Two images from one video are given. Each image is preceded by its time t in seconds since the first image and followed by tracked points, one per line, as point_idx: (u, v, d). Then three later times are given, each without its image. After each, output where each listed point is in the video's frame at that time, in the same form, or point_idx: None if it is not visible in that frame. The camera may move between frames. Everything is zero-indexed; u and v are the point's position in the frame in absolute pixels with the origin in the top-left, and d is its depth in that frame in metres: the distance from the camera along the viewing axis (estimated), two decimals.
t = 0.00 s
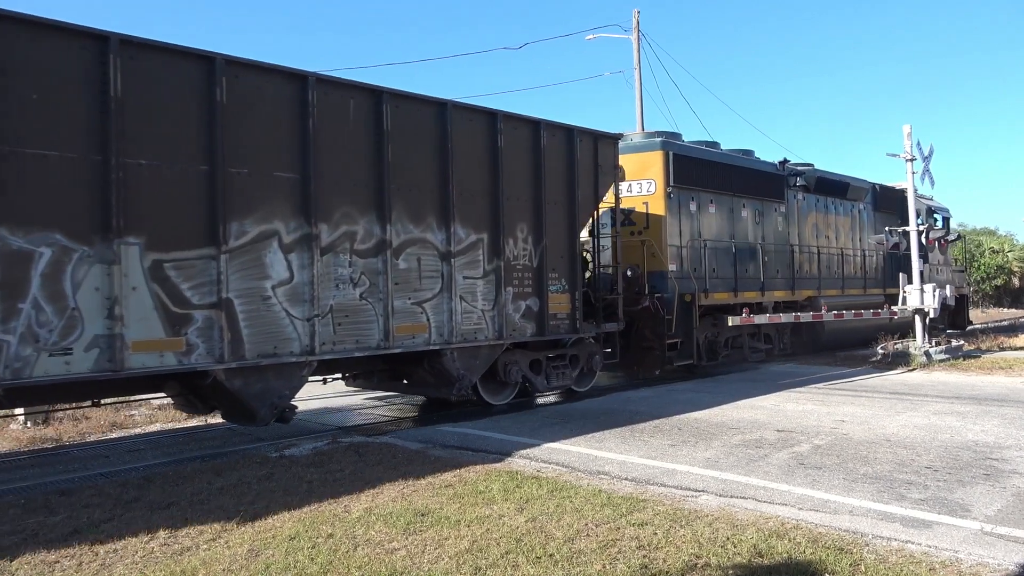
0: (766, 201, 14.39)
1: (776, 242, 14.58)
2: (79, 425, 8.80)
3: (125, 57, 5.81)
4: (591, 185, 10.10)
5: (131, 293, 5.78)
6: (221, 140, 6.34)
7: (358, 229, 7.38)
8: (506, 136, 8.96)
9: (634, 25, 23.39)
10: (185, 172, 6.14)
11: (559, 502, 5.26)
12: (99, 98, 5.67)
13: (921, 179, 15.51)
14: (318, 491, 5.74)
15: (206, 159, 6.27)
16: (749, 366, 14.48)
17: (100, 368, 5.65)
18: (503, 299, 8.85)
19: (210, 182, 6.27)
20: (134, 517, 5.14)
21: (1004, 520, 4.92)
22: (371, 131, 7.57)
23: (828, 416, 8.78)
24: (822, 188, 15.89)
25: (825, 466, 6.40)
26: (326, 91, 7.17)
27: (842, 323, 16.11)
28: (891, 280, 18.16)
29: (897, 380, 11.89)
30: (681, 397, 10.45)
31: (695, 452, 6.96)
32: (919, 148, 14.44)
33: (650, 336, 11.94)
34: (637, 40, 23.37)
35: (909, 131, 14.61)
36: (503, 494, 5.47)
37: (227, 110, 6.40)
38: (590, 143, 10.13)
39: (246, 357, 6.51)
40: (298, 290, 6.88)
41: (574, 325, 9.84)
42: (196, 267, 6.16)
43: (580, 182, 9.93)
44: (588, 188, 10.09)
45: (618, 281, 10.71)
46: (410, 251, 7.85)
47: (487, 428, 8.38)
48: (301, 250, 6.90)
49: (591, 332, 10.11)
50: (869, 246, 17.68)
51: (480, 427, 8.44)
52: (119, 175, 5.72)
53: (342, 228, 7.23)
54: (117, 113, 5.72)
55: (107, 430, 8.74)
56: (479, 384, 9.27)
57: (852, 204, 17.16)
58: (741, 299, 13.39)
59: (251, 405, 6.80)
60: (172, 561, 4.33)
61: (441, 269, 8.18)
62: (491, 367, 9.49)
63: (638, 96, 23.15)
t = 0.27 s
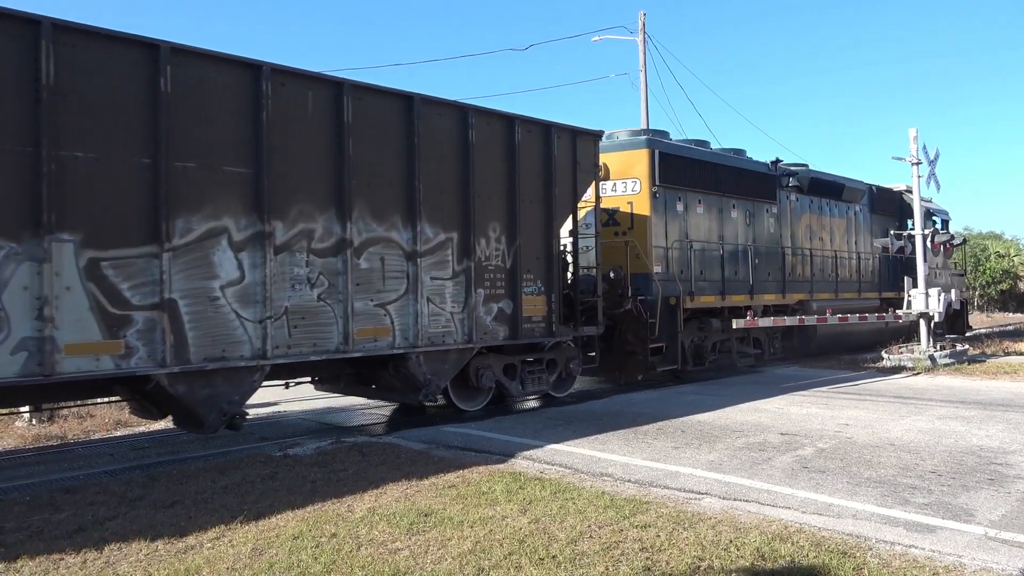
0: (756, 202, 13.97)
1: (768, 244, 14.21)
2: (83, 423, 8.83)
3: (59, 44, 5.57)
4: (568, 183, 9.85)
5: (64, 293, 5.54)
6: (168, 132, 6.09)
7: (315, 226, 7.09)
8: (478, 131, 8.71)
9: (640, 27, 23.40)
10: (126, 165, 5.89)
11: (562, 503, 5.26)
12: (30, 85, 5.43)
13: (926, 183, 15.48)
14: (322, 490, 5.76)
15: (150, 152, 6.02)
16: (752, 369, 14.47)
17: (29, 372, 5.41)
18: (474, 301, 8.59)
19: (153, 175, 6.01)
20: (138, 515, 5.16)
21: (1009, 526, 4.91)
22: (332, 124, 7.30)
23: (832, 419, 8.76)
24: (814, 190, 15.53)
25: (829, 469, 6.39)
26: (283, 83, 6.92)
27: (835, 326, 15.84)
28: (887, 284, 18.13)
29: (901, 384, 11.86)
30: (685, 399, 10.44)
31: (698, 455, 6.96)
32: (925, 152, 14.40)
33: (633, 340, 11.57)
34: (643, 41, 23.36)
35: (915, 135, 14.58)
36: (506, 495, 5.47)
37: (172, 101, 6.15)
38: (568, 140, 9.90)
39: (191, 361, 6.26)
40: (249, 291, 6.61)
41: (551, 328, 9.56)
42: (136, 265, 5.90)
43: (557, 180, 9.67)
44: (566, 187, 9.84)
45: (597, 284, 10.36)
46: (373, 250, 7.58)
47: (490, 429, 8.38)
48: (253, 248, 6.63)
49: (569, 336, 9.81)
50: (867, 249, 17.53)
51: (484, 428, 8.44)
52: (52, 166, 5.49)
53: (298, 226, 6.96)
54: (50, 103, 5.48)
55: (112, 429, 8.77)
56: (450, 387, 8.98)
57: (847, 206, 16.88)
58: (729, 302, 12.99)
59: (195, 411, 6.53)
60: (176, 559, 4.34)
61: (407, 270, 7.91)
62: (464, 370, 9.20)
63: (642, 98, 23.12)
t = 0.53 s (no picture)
0: (743, 203, 13.82)
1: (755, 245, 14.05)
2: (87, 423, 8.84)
3: None
4: (543, 182, 9.58)
5: None
6: (103, 125, 5.80)
7: (266, 225, 6.79)
8: (446, 128, 8.42)
9: (645, 29, 23.41)
10: (57, 159, 5.59)
11: (564, 506, 5.26)
12: None
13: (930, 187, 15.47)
14: (324, 491, 5.77)
15: (83, 145, 5.72)
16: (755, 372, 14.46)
17: None
18: (440, 303, 8.29)
19: (87, 169, 5.72)
20: (141, 515, 5.17)
21: (1012, 531, 4.89)
22: (286, 118, 7.00)
23: (835, 423, 8.75)
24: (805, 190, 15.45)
25: (832, 473, 6.38)
26: (234, 74, 6.63)
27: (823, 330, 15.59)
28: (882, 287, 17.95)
29: (905, 388, 11.83)
30: (687, 402, 10.42)
31: (701, 458, 6.95)
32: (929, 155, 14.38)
33: (613, 344, 11.28)
34: (647, 43, 23.36)
35: (919, 138, 14.56)
36: (508, 497, 5.47)
37: (110, 92, 5.86)
38: (543, 138, 9.63)
39: (128, 366, 5.96)
40: (193, 293, 6.32)
41: (523, 333, 9.29)
42: (68, 265, 5.62)
43: (531, 178, 9.39)
44: (540, 186, 9.56)
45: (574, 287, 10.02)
46: (331, 250, 7.28)
47: (493, 431, 8.37)
48: (198, 247, 6.33)
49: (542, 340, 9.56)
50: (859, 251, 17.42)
51: (486, 430, 8.44)
52: None
53: (248, 224, 6.66)
54: None
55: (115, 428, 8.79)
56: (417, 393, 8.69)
57: (840, 207, 16.84)
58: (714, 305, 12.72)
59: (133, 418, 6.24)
60: (179, 560, 4.35)
61: (367, 271, 7.60)
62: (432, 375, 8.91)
63: (646, 100, 23.12)
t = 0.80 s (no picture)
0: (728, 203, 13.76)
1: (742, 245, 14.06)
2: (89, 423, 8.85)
3: None
4: (512, 180, 9.36)
5: None
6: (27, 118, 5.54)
7: (209, 224, 6.54)
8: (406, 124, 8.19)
9: (647, 31, 23.44)
10: None
11: (566, 508, 5.25)
12: None
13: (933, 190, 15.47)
14: (325, 492, 5.76)
15: (5, 139, 5.47)
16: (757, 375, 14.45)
17: None
18: (402, 306, 8.07)
19: (12, 166, 5.47)
20: (143, 516, 5.17)
21: (1016, 533, 4.88)
22: (234, 112, 6.75)
23: (837, 425, 8.74)
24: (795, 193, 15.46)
25: (835, 475, 6.38)
26: (176, 67, 6.38)
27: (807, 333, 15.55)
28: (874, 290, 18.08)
29: (907, 391, 11.82)
30: (689, 404, 10.41)
31: (703, 460, 6.95)
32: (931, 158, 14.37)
33: (590, 348, 10.92)
34: (649, 45, 23.39)
35: (921, 141, 14.55)
36: (510, 499, 5.46)
37: (39, 85, 5.62)
38: (512, 134, 9.38)
39: (57, 371, 5.71)
40: (129, 295, 6.07)
41: (490, 336, 9.05)
42: None
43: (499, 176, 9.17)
44: (509, 184, 9.32)
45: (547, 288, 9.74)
46: (280, 250, 7.04)
47: (494, 432, 8.37)
48: (135, 247, 6.08)
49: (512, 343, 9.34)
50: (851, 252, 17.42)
51: (488, 431, 8.44)
52: None
53: (190, 223, 6.41)
54: None
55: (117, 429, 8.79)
56: (381, 398, 8.43)
57: (831, 207, 16.83)
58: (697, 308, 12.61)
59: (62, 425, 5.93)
60: (180, 561, 4.35)
61: (320, 272, 7.37)
62: (396, 380, 8.64)
63: (648, 102, 23.13)
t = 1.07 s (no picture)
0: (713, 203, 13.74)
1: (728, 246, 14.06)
2: (90, 425, 8.85)
3: None
4: (485, 176, 8.89)
5: None
6: None
7: (147, 221, 6.01)
8: (368, 115, 7.68)
9: (648, 33, 23.46)
10: None
11: (567, 510, 5.25)
12: None
13: (934, 192, 15.45)
14: (327, 494, 5.76)
15: None
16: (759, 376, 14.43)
17: None
18: (360, 309, 7.55)
19: None
20: (144, 518, 5.17)
21: (1018, 536, 4.87)
22: (177, 100, 6.24)
23: (839, 427, 8.73)
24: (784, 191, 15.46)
25: (836, 477, 6.37)
26: (109, 51, 5.85)
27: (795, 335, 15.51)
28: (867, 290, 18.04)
29: (908, 392, 11.80)
30: (690, 406, 10.40)
31: (705, 462, 6.94)
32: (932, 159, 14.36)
33: (567, 352, 10.74)
34: (650, 47, 23.40)
35: (922, 142, 14.54)
36: (511, 501, 5.46)
37: None
38: (483, 128, 8.91)
39: None
40: (56, 297, 5.54)
41: (461, 340, 8.59)
42: None
43: (469, 173, 8.69)
44: (479, 180, 8.84)
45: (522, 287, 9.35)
46: (228, 250, 6.51)
47: (495, 434, 8.37)
48: (64, 247, 5.57)
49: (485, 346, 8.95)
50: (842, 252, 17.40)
51: (489, 433, 8.43)
52: None
53: (125, 221, 5.90)
54: None
55: (118, 431, 8.79)
56: (340, 403, 8.11)
57: (821, 207, 16.81)
58: (679, 310, 12.53)
59: None
60: (182, 562, 4.35)
61: (273, 273, 6.83)
62: (357, 386, 8.30)
63: (649, 103, 23.14)
